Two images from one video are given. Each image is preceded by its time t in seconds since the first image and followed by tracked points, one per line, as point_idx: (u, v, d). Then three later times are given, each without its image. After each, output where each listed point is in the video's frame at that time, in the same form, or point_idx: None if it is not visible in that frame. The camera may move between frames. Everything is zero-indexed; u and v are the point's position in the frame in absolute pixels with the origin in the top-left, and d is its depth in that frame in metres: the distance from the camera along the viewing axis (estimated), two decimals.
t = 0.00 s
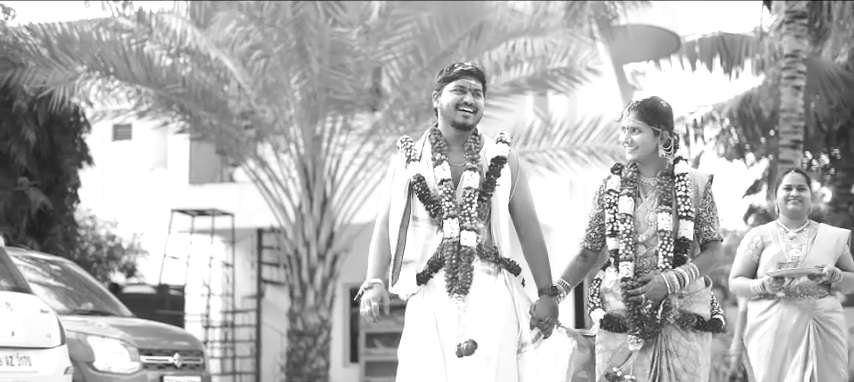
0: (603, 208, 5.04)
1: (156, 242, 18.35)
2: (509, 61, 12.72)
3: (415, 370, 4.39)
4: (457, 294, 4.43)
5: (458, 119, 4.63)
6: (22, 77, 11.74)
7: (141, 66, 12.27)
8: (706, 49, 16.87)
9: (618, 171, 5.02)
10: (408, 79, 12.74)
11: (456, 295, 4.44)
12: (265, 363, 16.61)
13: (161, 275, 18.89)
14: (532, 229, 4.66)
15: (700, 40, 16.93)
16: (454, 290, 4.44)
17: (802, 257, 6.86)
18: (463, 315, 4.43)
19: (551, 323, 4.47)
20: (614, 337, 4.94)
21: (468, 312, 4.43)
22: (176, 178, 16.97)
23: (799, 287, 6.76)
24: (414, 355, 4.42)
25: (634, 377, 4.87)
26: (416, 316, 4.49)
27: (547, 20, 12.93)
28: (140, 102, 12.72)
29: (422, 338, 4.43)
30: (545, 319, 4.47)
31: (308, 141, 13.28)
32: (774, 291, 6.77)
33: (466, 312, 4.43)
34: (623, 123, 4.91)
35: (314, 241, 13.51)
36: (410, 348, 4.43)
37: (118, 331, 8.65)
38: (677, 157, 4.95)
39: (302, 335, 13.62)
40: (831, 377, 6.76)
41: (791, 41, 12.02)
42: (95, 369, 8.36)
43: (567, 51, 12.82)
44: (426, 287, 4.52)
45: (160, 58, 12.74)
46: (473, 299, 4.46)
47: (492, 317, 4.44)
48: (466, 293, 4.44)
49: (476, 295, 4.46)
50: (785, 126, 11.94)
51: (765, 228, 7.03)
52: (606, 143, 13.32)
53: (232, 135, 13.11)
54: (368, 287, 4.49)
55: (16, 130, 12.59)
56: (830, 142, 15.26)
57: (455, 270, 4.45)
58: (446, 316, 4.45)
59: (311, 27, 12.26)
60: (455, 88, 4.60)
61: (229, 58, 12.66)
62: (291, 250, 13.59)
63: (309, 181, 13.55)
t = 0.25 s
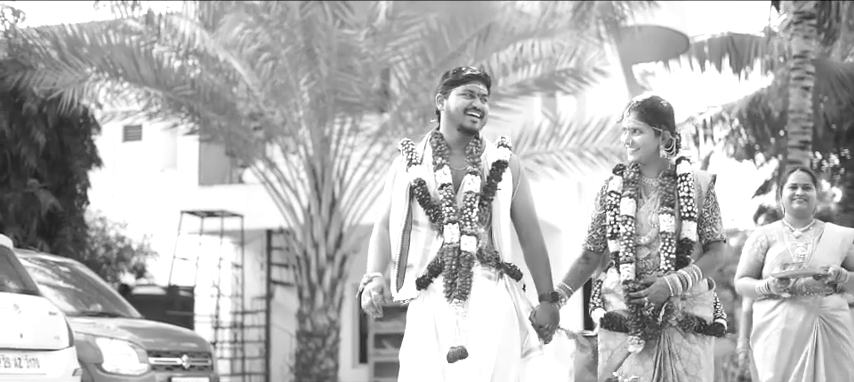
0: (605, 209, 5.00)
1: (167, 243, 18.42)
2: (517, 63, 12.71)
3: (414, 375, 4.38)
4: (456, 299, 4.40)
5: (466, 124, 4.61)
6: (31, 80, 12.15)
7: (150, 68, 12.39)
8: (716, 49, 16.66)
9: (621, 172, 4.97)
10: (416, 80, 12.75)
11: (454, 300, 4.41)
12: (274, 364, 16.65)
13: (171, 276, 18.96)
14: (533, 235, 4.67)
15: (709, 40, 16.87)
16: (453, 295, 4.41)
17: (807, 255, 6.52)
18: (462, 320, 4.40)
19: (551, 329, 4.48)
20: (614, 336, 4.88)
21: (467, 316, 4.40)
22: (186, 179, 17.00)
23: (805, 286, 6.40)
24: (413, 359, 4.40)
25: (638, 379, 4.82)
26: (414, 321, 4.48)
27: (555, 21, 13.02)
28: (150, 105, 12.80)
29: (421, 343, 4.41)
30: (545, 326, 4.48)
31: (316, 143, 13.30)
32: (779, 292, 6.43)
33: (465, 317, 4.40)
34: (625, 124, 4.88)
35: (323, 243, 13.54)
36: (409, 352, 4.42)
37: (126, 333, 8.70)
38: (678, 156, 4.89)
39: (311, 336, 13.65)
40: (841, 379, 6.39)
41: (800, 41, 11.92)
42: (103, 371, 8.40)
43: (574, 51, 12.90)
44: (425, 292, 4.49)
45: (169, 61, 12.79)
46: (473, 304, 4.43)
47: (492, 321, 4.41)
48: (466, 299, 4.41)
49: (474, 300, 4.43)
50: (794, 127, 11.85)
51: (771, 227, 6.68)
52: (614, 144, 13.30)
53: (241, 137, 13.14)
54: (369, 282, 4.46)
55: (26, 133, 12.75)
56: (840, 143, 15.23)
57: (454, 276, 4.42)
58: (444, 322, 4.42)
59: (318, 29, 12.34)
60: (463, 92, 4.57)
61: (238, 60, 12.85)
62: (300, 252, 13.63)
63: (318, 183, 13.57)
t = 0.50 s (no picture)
0: (607, 212, 5.04)
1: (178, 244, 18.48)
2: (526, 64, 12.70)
3: None
4: (458, 307, 4.42)
5: (477, 131, 4.66)
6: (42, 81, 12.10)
7: (160, 70, 12.49)
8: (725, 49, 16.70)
9: (623, 175, 5.00)
10: (425, 82, 12.73)
11: (455, 308, 4.43)
12: (284, 365, 16.68)
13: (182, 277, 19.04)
14: (536, 241, 4.71)
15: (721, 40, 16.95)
16: (454, 303, 4.43)
17: (813, 255, 6.49)
18: (463, 327, 4.43)
19: (555, 338, 4.48)
20: (615, 337, 4.94)
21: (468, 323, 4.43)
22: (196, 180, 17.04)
23: (810, 286, 6.39)
24: (414, 364, 4.43)
25: None
26: (415, 328, 4.51)
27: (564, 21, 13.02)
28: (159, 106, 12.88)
29: (420, 351, 4.44)
30: (549, 334, 4.48)
31: (325, 145, 13.32)
32: (784, 293, 6.43)
33: (466, 324, 4.43)
34: (627, 127, 4.93)
35: (332, 244, 13.57)
36: (410, 357, 4.45)
37: (135, 335, 8.73)
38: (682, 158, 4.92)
39: (320, 337, 13.68)
40: (847, 379, 6.37)
41: (809, 41, 11.80)
42: (112, 373, 8.44)
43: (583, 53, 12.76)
44: (427, 298, 4.52)
45: (178, 63, 12.85)
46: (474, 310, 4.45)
47: (493, 327, 4.43)
48: (468, 306, 4.43)
49: (476, 307, 4.45)
50: (803, 127, 11.74)
51: (776, 227, 6.68)
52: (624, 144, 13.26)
53: (251, 139, 13.12)
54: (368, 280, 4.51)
55: (36, 135, 12.76)
56: (850, 144, 15.18)
57: (455, 283, 4.44)
58: (444, 330, 4.43)
59: (327, 30, 12.42)
60: (473, 98, 4.61)
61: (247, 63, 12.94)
62: (309, 253, 13.67)
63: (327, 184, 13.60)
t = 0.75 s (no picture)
0: (610, 216, 5.07)
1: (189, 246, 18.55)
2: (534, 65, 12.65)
3: None
4: (460, 313, 4.45)
5: (486, 137, 4.69)
6: (54, 83, 12.05)
7: (168, 71, 12.52)
8: (736, 49, 17.01)
9: (625, 179, 5.04)
10: (435, 83, 12.71)
11: (458, 314, 4.46)
12: (294, 366, 16.71)
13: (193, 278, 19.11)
14: (541, 247, 4.74)
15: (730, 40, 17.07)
16: (457, 309, 4.46)
17: (819, 257, 6.46)
18: (464, 333, 4.45)
19: (561, 344, 4.49)
20: (620, 343, 4.98)
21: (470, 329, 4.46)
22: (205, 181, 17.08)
23: (816, 288, 6.29)
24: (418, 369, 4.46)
25: None
26: (417, 333, 4.54)
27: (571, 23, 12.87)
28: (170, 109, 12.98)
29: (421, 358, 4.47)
30: (556, 340, 4.49)
31: (335, 146, 13.34)
32: (790, 295, 6.38)
33: (468, 329, 4.46)
34: (629, 132, 4.94)
35: (342, 245, 13.58)
36: (411, 362, 4.50)
37: (144, 337, 8.78)
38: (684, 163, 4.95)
39: (330, 338, 13.70)
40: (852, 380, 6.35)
41: (819, 42, 11.68)
42: (122, 375, 8.47)
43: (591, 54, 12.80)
44: (429, 304, 4.54)
45: (188, 66, 12.89)
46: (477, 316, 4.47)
47: (496, 333, 4.46)
48: (470, 313, 4.45)
49: (479, 315, 4.47)
50: (813, 128, 11.62)
51: (782, 228, 6.65)
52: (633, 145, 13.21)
53: (260, 141, 13.20)
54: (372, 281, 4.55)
55: (47, 138, 12.83)
56: None
57: (458, 289, 4.48)
58: (445, 335, 4.48)
59: (336, 32, 12.42)
60: (482, 103, 4.63)
61: (256, 65, 12.96)
62: (319, 254, 13.69)
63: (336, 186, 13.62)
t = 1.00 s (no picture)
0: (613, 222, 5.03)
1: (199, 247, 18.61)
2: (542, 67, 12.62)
3: None
4: (462, 317, 4.46)
5: (493, 140, 4.72)
6: (64, 87, 12.26)
7: (178, 73, 12.59)
8: (746, 50, 17.04)
9: (627, 184, 5.00)
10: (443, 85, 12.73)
11: (460, 318, 4.47)
12: (304, 367, 16.75)
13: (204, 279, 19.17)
14: (546, 251, 4.76)
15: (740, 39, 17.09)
16: (459, 313, 4.47)
17: (823, 259, 6.41)
18: (467, 336, 4.48)
19: (567, 349, 4.58)
20: (623, 351, 4.91)
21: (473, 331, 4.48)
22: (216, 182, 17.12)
23: (821, 291, 6.25)
24: (421, 371, 4.49)
25: None
26: (420, 335, 4.56)
27: (581, 24, 12.84)
28: (180, 110, 13.00)
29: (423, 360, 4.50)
30: (561, 344, 4.58)
31: (344, 148, 13.37)
32: (794, 298, 6.32)
33: (470, 332, 4.48)
34: (631, 137, 4.91)
35: (352, 247, 13.59)
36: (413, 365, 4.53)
37: (154, 339, 8.83)
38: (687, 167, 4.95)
39: (340, 340, 13.74)
40: None
41: (828, 43, 11.57)
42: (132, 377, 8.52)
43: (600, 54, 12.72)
44: (432, 306, 4.56)
45: (197, 67, 12.93)
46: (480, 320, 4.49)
47: (498, 337, 4.47)
48: (472, 317, 4.47)
49: (481, 319, 4.48)
50: (822, 129, 11.45)
51: (786, 229, 6.61)
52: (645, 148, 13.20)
53: (270, 143, 13.24)
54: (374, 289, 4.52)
55: (58, 140, 12.95)
56: None
57: (462, 291, 4.49)
58: (446, 338, 4.50)
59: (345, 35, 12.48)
60: (491, 105, 4.66)
61: (265, 67, 13.02)
62: (329, 255, 13.72)
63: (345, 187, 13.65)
